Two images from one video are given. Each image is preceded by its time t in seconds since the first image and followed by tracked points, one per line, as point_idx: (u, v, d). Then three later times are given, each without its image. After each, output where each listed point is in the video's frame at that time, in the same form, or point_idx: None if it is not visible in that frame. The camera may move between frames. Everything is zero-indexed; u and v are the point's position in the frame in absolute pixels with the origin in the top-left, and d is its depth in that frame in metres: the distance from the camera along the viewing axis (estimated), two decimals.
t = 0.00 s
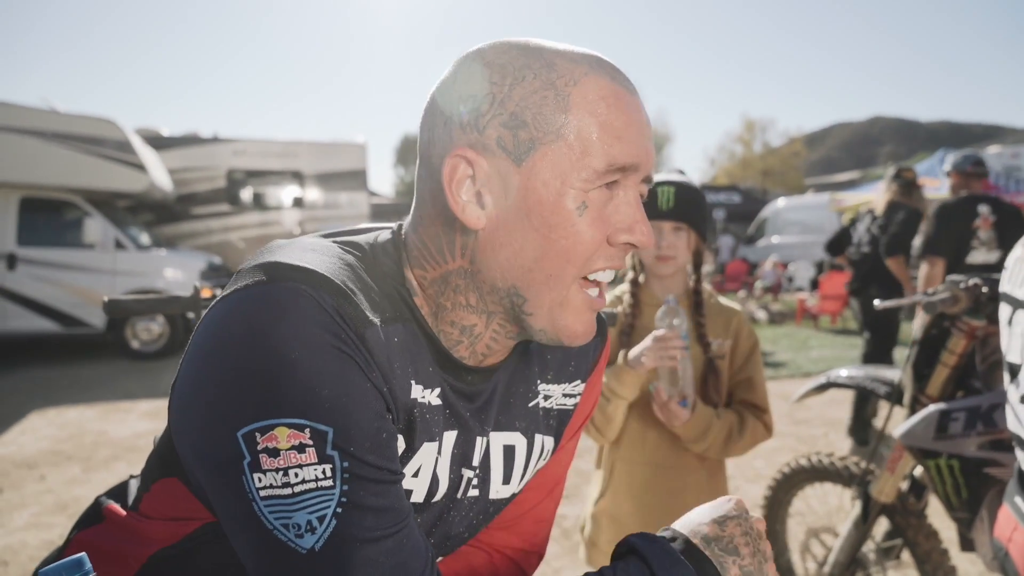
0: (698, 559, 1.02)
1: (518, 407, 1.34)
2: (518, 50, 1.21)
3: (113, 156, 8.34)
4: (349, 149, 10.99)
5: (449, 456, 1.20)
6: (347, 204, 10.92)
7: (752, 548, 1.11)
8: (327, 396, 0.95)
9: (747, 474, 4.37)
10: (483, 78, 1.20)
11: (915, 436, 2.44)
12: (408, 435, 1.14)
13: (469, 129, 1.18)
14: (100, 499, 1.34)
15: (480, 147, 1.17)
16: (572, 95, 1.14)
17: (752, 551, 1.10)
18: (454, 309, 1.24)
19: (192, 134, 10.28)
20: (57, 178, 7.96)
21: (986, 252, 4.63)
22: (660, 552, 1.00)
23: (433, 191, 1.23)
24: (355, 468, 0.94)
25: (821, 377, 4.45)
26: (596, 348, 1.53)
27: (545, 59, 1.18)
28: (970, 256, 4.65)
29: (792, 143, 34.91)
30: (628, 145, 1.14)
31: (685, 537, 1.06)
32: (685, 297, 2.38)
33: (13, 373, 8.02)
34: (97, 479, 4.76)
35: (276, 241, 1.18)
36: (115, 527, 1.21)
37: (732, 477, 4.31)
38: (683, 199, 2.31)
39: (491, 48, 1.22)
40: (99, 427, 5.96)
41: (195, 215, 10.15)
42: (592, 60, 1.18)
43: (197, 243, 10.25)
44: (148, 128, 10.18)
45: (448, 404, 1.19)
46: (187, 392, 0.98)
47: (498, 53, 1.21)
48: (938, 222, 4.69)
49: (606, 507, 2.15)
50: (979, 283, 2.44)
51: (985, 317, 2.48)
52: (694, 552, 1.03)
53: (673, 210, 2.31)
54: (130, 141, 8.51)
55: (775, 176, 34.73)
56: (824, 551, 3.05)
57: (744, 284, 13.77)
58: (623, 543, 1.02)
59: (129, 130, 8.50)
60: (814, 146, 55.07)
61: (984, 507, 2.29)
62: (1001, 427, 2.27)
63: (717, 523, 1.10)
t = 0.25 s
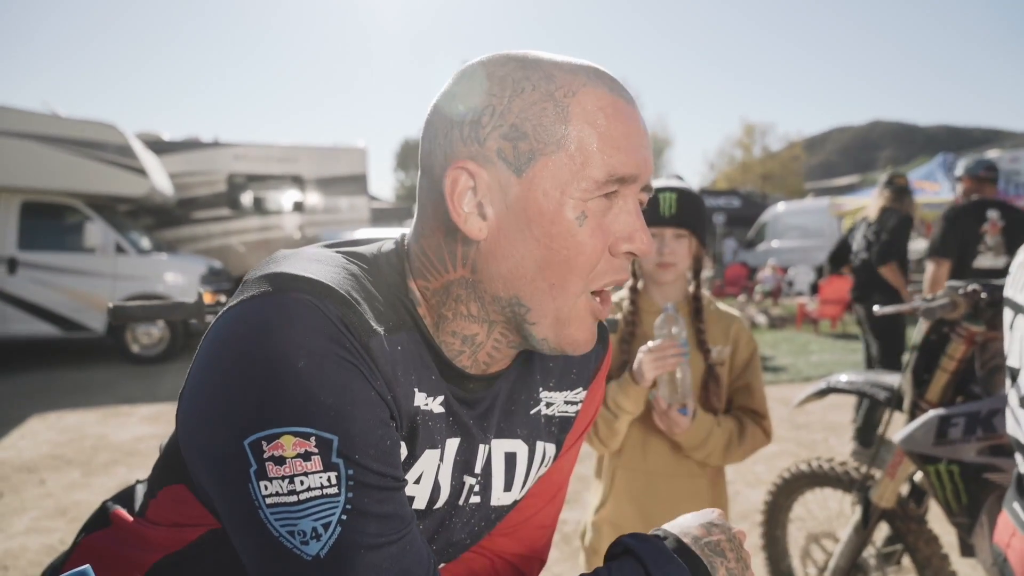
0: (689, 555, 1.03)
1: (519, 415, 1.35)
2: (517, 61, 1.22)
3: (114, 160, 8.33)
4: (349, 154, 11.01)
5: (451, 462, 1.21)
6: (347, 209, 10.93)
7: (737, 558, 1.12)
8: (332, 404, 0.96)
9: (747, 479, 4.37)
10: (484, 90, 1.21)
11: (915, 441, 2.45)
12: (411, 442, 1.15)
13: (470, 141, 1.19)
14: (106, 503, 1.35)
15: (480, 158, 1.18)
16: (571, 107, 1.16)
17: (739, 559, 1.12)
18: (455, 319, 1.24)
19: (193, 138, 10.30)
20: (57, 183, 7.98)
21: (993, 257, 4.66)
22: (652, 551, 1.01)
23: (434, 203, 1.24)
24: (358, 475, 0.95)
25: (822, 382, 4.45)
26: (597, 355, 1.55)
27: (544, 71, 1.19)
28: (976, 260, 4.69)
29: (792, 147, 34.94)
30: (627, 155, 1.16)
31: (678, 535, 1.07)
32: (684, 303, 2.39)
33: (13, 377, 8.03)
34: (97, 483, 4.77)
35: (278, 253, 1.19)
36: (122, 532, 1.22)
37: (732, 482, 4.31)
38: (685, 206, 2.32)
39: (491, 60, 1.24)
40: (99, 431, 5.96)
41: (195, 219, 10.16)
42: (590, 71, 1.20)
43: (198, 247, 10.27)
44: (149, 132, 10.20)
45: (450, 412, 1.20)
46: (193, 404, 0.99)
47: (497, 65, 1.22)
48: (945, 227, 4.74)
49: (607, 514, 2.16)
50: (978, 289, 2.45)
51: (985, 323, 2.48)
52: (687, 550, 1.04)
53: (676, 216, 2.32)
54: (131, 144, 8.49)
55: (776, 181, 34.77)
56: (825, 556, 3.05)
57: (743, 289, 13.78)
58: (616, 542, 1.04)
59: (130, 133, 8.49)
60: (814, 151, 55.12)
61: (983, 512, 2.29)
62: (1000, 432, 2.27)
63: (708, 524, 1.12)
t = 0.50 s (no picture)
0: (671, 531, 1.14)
1: (520, 423, 1.36)
2: (521, 74, 1.24)
3: (115, 167, 8.35)
4: (349, 161, 11.04)
5: (454, 473, 1.22)
6: (347, 216, 10.96)
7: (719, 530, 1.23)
8: (338, 420, 0.97)
9: (748, 486, 4.37)
10: (489, 102, 1.22)
11: (915, 448, 2.46)
12: (415, 453, 1.16)
13: (475, 153, 1.20)
14: (110, 513, 1.36)
15: (485, 170, 1.19)
16: (574, 121, 1.17)
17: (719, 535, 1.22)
18: (459, 330, 1.26)
19: (193, 146, 10.34)
20: (58, 191, 8.00)
21: (999, 263, 4.65)
22: (636, 530, 1.11)
23: (438, 214, 1.25)
24: (363, 490, 0.96)
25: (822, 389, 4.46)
26: (598, 363, 1.56)
27: (549, 86, 1.21)
28: (983, 266, 4.67)
29: (791, 153, 35.02)
30: (629, 169, 1.17)
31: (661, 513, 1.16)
32: (683, 312, 2.40)
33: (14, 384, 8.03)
34: (97, 490, 4.76)
35: (283, 266, 1.21)
36: (127, 542, 1.23)
37: (733, 489, 4.31)
38: (687, 216, 2.34)
39: (495, 73, 1.25)
40: (99, 439, 5.96)
41: (196, 226, 10.18)
42: (594, 86, 1.22)
43: (198, 255, 10.29)
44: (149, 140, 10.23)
45: (454, 423, 1.21)
46: (201, 416, 1.01)
47: (503, 77, 1.24)
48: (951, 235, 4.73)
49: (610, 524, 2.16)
50: (977, 296, 2.47)
51: (983, 330, 2.49)
52: (669, 526, 1.14)
53: (678, 225, 2.34)
54: (132, 152, 8.50)
55: (775, 187, 34.83)
56: (825, 564, 3.06)
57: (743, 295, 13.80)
58: (601, 525, 1.14)
59: (131, 141, 8.49)
60: (813, 157, 55.20)
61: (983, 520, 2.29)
62: (1000, 439, 2.27)
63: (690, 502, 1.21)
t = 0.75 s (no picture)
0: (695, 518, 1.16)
1: (545, 420, 1.37)
2: (535, 67, 1.27)
3: (137, 170, 8.44)
4: (367, 161, 11.11)
5: (480, 470, 1.24)
6: (366, 215, 11.02)
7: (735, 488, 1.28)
8: (366, 418, 0.98)
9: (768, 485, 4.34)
10: (501, 95, 1.25)
11: (941, 447, 2.42)
12: (442, 450, 1.17)
13: (488, 143, 1.23)
14: (142, 509, 1.39)
15: (497, 159, 1.21)
16: (582, 107, 1.18)
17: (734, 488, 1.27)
18: (479, 325, 1.26)
19: (214, 148, 10.47)
20: (82, 193, 8.13)
21: None
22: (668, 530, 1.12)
23: (456, 208, 1.28)
24: (391, 487, 0.98)
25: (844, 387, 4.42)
26: (622, 359, 1.57)
27: (562, 77, 1.23)
28: (1016, 262, 4.58)
29: (812, 150, 34.62)
30: (640, 153, 1.17)
31: (684, 500, 1.18)
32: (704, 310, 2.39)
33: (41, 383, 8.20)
34: (123, 487, 4.84)
35: (309, 266, 1.23)
36: (160, 537, 1.25)
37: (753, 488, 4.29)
38: (709, 214, 2.35)
39: (513, 69, 1.29)
40: (124, 436, 6.06)
41: (217, 227, 10.31)
42: (605, 76, 1.22)
43: (219, 255, 10.42)
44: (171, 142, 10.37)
45: (479, 420, 1.22)
46: (231, 411, 1.03)
47: (518, 72, 1.27)
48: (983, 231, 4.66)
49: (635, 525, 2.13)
50: (1005, 293, 2.43)
51: (1011, 328, 2.46)
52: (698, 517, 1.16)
53: (700, 223, 2.34)
54: (154, 154, 8.59)
55: (795, 184, 34.46)
56: (849, 564, 3.03)
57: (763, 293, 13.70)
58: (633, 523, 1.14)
59: (153, 143, 8.57)
60: (834, 153, 54.54)
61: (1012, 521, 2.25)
62: None
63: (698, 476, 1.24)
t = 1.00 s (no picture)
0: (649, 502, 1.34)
1: (540, 423, 1.37)
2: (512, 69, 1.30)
3: (130, 172, 8.42)
4: (361, 163, 11.08)
5: (475, 472, 1.23)
6: (360, 218, 10.99)
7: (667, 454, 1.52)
8: (363, 420, 0.98)
9: (763, 488, 4.35)
10: (477, 97, 1.30)
11: (934, 450, 2.43)
12: (437, 452, 1.17)
13: (461, 143, 1.27)
14: (136, 513, 1.38)
15: (467, 157, 1.24)
16: (543, 98, 1.20)
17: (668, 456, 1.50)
18: (467, 322, 1.26)
19: (207, 150, 10.43)
20: (74, 195, 8.09)
21: None
22: (630, 518, 1.27)
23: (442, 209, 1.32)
24: (388, 490, 0.98)
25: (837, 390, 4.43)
26: (618, 361, 1.57)
27: (532, 75, 1.25)
28: (1012, 265, 4.61)
29: (805, 153, 34.74)
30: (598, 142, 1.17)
31: (636, 482, 1.35)
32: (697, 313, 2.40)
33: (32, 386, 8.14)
34: (115, 492, 4.81)
35: (305, 268, 1.23)
36: (154, 542, 1.25)
37: (748, 491, 4.29)
38: (705, 219, 2.35)
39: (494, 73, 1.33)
40: (116, 441, 6.02)
41: (210, 229, 10.28)
42: (572, 69, 1.24)
43: (213, 258, 10.39)
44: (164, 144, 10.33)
45: (473, 422, 1.22)
46: (227, 412, 1.03)
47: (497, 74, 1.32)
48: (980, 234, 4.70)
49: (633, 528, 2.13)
50: (998, 296, 2.45)
51: (1003, 331, 2.48)
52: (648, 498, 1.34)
53: (696, 226, 2.34)
54: (147, 156, 8.57)
55: (789, 188, 34.57)
56: (843, 566, 3.04)
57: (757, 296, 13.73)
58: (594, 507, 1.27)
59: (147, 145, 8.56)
60: (827, 157, 54.77)
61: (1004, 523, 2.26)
62: (1020, 441, 2.24)
63: (647, 456, 1.43)
